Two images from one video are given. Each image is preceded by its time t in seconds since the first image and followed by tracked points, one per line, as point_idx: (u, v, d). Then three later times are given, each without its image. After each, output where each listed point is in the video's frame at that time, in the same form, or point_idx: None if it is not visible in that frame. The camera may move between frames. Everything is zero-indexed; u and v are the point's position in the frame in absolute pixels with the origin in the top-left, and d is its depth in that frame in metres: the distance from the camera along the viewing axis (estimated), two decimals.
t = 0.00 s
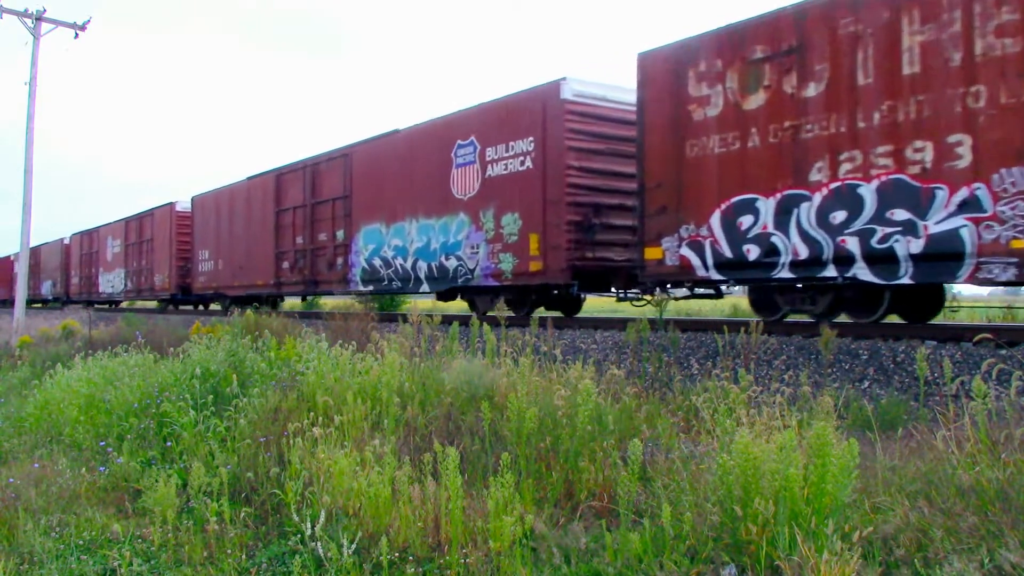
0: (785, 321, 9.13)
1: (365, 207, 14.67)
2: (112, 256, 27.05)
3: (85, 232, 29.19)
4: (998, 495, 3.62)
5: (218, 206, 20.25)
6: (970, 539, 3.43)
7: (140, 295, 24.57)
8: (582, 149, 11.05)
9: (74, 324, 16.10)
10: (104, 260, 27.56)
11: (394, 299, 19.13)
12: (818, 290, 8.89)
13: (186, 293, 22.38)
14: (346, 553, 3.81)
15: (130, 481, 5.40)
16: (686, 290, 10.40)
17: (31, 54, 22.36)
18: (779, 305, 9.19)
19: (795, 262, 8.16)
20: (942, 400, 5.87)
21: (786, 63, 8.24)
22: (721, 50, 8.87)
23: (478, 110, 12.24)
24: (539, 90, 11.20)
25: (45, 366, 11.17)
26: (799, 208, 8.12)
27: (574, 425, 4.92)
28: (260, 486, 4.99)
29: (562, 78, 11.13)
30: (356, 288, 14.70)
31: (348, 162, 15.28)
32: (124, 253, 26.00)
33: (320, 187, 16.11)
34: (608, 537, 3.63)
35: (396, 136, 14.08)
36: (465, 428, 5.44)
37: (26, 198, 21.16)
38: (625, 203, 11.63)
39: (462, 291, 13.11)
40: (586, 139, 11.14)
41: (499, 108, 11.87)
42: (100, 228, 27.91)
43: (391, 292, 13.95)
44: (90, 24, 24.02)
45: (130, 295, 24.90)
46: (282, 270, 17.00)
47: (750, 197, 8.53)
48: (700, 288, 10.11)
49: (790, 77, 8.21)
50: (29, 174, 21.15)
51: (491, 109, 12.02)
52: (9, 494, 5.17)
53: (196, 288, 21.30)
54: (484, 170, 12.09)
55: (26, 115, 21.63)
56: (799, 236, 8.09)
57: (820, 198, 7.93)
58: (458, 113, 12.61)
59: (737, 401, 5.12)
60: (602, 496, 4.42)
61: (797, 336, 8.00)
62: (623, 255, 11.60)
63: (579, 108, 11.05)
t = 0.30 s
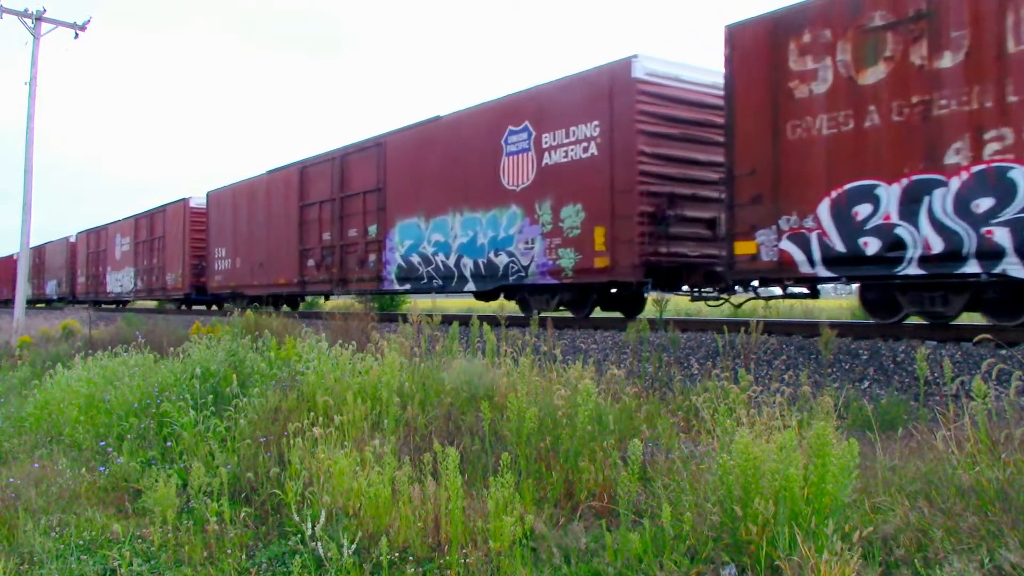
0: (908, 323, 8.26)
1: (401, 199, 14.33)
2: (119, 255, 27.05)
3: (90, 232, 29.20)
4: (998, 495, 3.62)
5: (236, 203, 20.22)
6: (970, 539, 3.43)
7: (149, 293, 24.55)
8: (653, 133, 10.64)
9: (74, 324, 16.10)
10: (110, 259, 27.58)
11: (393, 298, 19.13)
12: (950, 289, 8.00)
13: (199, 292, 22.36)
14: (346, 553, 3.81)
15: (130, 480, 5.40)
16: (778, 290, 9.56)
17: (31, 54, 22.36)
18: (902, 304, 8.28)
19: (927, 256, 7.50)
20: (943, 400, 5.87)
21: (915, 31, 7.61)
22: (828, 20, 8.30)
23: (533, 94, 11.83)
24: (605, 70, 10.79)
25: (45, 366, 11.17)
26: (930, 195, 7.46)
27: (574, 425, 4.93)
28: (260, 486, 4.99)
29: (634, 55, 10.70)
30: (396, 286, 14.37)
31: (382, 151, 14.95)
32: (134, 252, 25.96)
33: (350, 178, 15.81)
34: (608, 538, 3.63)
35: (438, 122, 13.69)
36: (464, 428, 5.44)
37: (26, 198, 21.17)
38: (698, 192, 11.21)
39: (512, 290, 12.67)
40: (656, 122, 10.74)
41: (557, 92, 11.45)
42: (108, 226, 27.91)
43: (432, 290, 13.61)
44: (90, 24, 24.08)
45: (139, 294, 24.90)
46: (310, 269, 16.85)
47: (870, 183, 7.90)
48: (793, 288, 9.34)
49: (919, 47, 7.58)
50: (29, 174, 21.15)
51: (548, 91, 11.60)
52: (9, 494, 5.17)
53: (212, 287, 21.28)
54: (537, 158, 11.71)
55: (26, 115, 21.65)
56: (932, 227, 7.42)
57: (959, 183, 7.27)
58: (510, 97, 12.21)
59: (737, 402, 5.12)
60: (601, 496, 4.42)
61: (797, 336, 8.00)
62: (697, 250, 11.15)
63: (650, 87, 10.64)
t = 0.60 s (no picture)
0: None
1: (444, 189, 13.60)
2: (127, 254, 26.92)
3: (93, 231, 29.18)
4: (998, 494, 3.62)
5: (256, 199, 19.75)
6: (970, 539, 3.43)
7: (161, 292, 24.27)
8: (742, 115, 9.76)
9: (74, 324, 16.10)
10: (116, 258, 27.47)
11: (393, 298, 19.13)
12: None
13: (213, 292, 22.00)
14: (346, 553, 3.81)
15: (130, 481, 5.40)
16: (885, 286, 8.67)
17: (31, 55, 22.37)
18: None
19: None
20: (943, 400, 5.87)
21: None
22: None
23: (606, 72, 10.99)
24: (689, 43, 9.94)
25: (45, 366, 11.17)
26: None
27: (574, 425, 4.93)
28: (260, 486, 4.99)
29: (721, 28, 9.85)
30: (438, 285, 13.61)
31: (421, 139, 14.23)
32: (144, 249, 25.72)
33: (385, 168, 15.13)
34: (608, 538, 3.62)
35: (485, 107, 12.96)
36: (464, 428, 5.44)
37: (26, 198, 21.17)
38: (788, 180, 10.31)
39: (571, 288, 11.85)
40: (745, 102, 9.85)
41: (634, 69, 10.60)
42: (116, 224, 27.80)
43: (477, 289, 12.89)
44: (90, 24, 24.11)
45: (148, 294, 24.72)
46: (338, 266, 16.21)
47: None
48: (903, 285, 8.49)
49: None
50: (29, 174, 21.15)
51: (623, 68, 10.75)
52: (9, 494, 5.17)
53: (229, 287, 20.84)
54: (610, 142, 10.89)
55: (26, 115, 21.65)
56: None
57: None
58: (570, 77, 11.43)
59: (737, 401, 5.13)
60: (601, 496, 4.43)
61: (798, 336, 8.01)
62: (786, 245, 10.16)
63: (740, 63, 9.79)
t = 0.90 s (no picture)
0: None
1: (487, 181, 12.46)
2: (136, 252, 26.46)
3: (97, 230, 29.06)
4: (997, 495, 3.62)
5: (279, 194, 18.64)
6: (970, 539, 3.43)
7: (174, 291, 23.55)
8: (853, 91, 8.41)
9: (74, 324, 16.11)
10: (123, 257, 27.11)
11: (393, 298, 19.14)
12: None
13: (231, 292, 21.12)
14: (346, 553, 3.81)
15: (130, 480, 5.40)
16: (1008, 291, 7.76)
17: (31, 55, 22.37)
18: None
19: None
20: (942, 400, 5.87)
21: None
22: None
23: (609, 70, 10.59)
24: (695, 40, 9.55)
25: (45, 366, 11.16)
26: None
27: (574, 425, 4.93)
28: (260, 486, 4.99)
29: None
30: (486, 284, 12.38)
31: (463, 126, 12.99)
32: (155, 247, 25.14)
33: (420, 158, 13.97)
34: (608, 538, 3.62)
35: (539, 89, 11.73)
36: (465, 428, 5.44)
37: (26, 198, 21.17)
38: (901, 165, 8.86)
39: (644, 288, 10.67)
40: (856, 78, 8.49)
41: (638, 68, 10.22)
42: (125, 220, 27.40)
43: (531, 289, 11.68)
44: (90, 24, 24.11)
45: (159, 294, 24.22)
46: (372, 264, 14.99)
47: None
48: None
49: None
50: (29, 174, 21.15)
51: (627, 67, 10.36)
52: (9, 494, 5.17)
53: (248, 285, 19.74)
54: (623, 139, 10.35)
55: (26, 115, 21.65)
56: None
57: None
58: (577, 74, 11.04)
59: (737, 401, 5.13)
60: (601, 496, 4.43)
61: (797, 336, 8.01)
62: (898, 237, 8.77)
63: (850, 33, 8.43)
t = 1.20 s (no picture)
0: None
1: (541, 171, 11.26)
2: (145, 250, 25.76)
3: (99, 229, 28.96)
4: (998, 495, 3.62)
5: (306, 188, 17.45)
6: (970, 539, 3.43)
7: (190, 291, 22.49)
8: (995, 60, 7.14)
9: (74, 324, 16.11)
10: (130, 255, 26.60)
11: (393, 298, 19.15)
12: None
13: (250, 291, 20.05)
14: (346, 553, 3.81)
15: (130, 481, 5.40)
16: None
17: (31, 55, 22.37)
18: None
19: None
20: (943, 400, 5.87)
21: None
22: None
23: (609, 71, 10.43)
24: (695, 40, 9.31)
25: (45, 366, 11.17)
26: None
27: (574, 425, 4.93)
28: (260, 486, 4.98)
29: None
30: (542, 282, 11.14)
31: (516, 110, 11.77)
32: (168, 244, 24.24)
33: (464, 147, 12.71)
34: (608, 537, 3.62)
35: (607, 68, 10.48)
36: (464, 428, 5.44)
37: (26, 198, 21.17)
38: None
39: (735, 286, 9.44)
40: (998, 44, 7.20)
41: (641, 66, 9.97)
42: (135, 217, 26.84)
43: (598, 287, 10.43)
44: (90, 24, 24.14)
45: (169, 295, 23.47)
46: (411, 261, 13.75)
47: None
48: None
49: None
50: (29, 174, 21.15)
51: (628, 67, 10.16)
52: (9, 494, 5.17)
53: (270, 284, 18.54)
54: (642, 133, 9.88)
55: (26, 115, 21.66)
56: None
57: None
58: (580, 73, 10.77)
59: (737, 401, 5.14)
60: (601, 496, 4.42)
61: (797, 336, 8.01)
62: None
63: None
